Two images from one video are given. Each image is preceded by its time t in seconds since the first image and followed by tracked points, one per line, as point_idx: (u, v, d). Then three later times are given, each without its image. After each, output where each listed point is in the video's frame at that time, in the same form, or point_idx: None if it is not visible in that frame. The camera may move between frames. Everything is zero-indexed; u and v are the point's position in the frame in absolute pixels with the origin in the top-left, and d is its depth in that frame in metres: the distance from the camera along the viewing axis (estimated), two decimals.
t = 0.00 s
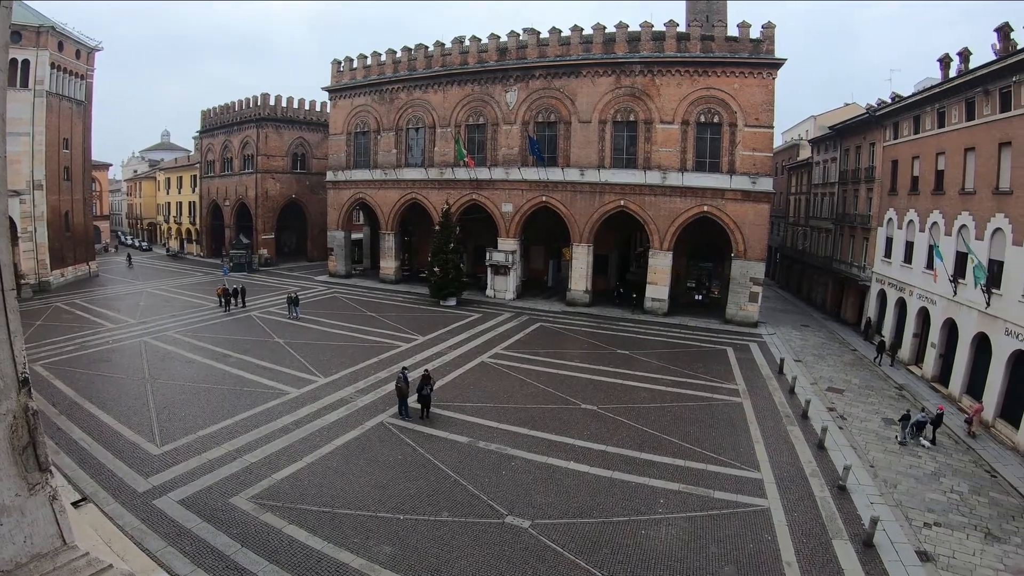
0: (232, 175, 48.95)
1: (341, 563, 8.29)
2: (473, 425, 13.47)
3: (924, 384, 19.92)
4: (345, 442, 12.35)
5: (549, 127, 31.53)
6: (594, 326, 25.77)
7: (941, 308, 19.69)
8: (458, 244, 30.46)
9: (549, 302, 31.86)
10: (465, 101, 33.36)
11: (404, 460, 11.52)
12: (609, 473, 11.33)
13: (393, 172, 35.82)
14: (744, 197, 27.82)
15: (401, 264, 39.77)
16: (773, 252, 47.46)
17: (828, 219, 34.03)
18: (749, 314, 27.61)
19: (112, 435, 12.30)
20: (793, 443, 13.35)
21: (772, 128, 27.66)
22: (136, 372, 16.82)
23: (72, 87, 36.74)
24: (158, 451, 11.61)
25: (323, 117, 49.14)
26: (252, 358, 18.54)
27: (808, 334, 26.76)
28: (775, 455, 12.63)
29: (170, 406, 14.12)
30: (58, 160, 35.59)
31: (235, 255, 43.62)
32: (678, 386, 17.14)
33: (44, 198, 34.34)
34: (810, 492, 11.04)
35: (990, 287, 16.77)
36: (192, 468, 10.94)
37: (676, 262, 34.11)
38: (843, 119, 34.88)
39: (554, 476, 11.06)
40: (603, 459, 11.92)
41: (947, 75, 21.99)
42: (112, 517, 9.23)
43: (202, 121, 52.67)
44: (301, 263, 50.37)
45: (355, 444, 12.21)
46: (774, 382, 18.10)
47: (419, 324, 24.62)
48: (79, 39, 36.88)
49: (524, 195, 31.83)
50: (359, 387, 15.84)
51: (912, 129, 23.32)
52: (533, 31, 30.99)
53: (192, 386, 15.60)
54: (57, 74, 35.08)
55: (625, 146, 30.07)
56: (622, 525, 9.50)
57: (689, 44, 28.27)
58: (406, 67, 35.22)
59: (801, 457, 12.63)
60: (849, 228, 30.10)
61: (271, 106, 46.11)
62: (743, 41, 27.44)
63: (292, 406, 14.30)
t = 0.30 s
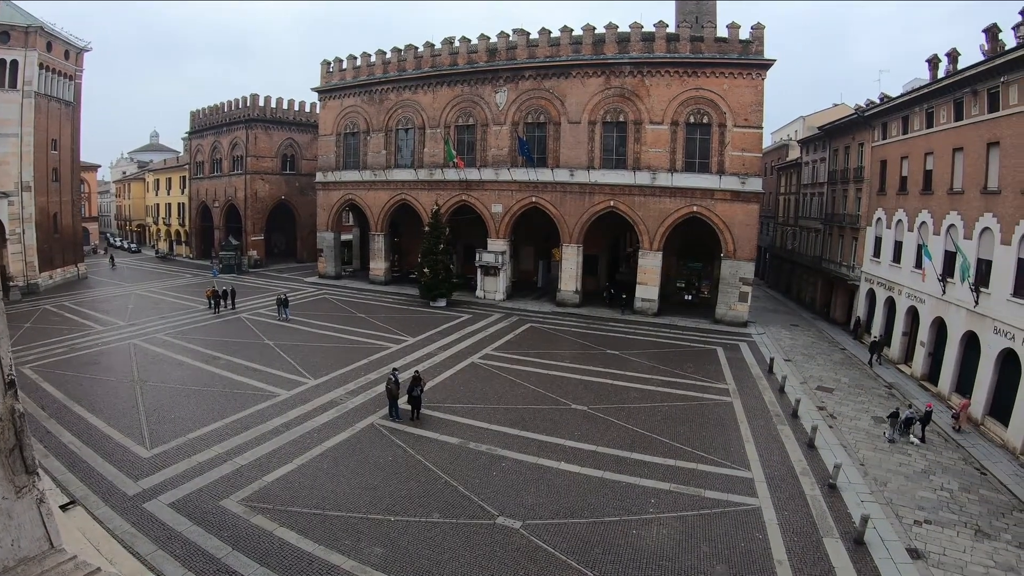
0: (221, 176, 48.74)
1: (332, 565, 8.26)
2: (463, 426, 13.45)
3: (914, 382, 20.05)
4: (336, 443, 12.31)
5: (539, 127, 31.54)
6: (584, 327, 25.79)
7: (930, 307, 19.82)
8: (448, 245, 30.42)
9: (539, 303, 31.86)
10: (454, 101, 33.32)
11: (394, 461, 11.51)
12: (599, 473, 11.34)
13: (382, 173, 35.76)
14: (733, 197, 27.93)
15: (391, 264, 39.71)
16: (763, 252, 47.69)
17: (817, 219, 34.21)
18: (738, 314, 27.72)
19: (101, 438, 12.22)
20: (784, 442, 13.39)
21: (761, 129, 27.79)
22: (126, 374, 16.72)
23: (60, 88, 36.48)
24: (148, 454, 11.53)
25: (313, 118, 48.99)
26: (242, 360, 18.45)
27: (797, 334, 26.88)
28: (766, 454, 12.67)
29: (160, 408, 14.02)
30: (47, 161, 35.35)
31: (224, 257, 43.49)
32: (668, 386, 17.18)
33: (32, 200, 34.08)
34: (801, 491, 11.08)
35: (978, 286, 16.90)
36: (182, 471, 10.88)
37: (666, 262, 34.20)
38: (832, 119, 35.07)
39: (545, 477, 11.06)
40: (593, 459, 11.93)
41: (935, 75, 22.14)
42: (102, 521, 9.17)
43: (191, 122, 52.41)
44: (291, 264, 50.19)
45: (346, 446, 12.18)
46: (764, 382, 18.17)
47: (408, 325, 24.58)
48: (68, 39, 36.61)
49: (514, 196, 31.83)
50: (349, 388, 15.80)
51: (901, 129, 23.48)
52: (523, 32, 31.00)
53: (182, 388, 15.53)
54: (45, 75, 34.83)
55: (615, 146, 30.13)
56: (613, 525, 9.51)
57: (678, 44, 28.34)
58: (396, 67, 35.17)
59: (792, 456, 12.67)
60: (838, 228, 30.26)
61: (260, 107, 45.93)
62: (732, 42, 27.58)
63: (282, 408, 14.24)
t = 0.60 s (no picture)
0: (211, 179, 48.54)
1: (322, 570, 8.23)
2: (453, 429, 13.44)
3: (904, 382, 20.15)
4: (327, 447, 12.28)
5: (529, 130, 31.55)
6: (574, 329, 25.81)
7: (920, 308, 19.95)
8: (438, 248, 30.37)
9: (529, 306, 31.86)
10: (444, 104, 33.30)
11: (386, 465, 11.48)
12: (590, 475, 11.34)
13: (372, 176, 35.72)
14: (723, 199, 28.05)
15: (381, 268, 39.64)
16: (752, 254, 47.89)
17: (806, 221, 34.37)
18: (729, 316, 27.83)
19: (91, 443, 12.15)
20: (774, 443, 13.45)
21: (750, 132, 27.92)
22: (115, 379, 16.62)
23: (50, 91, 36.26)
24: (138, 459, 11.45)
25: (302, 121, 48.84)
26: (232, 365, 18.38)
27: (787, 335, 26.99)
28: (756, 455, 12.70)
29: (149, 413, 13.94)
30: (36, 164, 35.11)
31: (214, 261, 43.31)
32: (659, 388, 17.21)
33: (21, 203, 33.86)
34: (792, 492, 11.13)
35: (967, 286, 17.03)
36: (173, 476, 10.82)
37: (656, 264, 34.28)
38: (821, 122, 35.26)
39: (536, 480, 11.06)
40: (584, 462, 11.94)
41: (923, 78, 22.30)
42: (93, 526, 9.12)
43: (181, 125, 52.18)
44: (281, 267, 50.01)
45: (336, 450, 12.14)
46: (754, 383, 18.23)
47: (398, 328, 24.53)
48: (57, 42, 36.40)
49: (504, 199, 31.81)
50: (339, 392, 15.75)
51: (890, 131, 23.65)
52: (513, 35, 31.02)
53: (172, 393, 15.46)
54: (34, 77, 34.61)
55: (604, 149, 30.20)
56: (605, 527, 9.51)
57: (668, 47, 28.43)
58: (385, 70, 35.14)
59: (783, 457, 12.72)
60: (827, 230, 30.43)
61: (250, 110, 45.79)
62: (721, 45, 27.73)
63: (272, 412, 14.18)
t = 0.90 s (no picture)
0: (200, 185, 48.38)
1: None
2: (444, 435, 13.42)
3: (895, 385, 20.24)
4: (318, 454, 12.23)
5: (519, 136, 31.59)
6: (564, 335, 25.83)
7: (909, 311, 20.06)
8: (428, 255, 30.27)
9: (520, 311, 31.86)
10: (434, 110, 33.32)
11: (377, 471, 11.45)
12: (581, 481, 11.34)
13: (362, 182, 35.68)
14: (713, 204, 28.14)
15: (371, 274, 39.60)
16: (743, 258, 48.13)
17: (796, 225, 34.56)
18: (719, 320, 27.95)
19: (80, 450, 12.06)
20: (766, 447, 13.49)
21: (740, 137, 28.07)
22: (105, 386, 16.52)
23: (40, 96, 36.10)
24: (128, 467, 11.36)
25: (293, 127, 48.80)
26: (222, 371, 18.30)
27: (778, 339, 27.09)
28: (748, 459, 12.74)
29: (139, 420, 13.84)
30: (25, 169, 34.91)
31: (204, 267, 43.11)
32: (650, 393, 17.24)
33: (10, 209, 33.62)
34: (784, 495, 11.16)
35: (957, 289, 17.14)
36: (163, 484, 10.75)
37: (646, 269, 34.38)
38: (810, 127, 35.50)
39: (527, 485, 11.05)
40: (576, 467, 11.94)
41: (911, 82, 22.48)
42: (83, 534, 9.05)
43: (171, 130, 51.99)
44: (271, 273, 49.84)
45: (327, 457, 12.10)
46: (745, 387, 18.28)
47: (389, 334, 24.49)
48: (47, 47, 36.27)
49: (494, 204, 31.82)
50: (330, 399, 15.70)
51: (878, 135, 23.82)
52: (503, 41, 31.09)
53: (163, 399, 15.38)
54: (24, 82, 34.45)
55: (595, 155, 30.27)
56: (598, 532, 9.51)
57: (657, 53, 28.56)
58: (376, 76, 35.17)
59: (774, 461, 12.76)
60: (817, 234, 30.61)
61: (240, 116, 45.71)
62: (711, 51, 27.89)
63: (263, 419, 14.11)
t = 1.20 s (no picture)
0: (190, 192, 48.21)
1: None
2: (435, 443, 13.39)
3: (885, 389, 20.34)
4: (308, 462, 12.18)
5: (509, 143, 31.65)
6: (555, 341, 25.85)
7: (899, 315, 20.19)
8: (419, 262, 30.10)
9: (510, 318, 31.86)
10: (424, 117, 33.36)
11: (369, 479, 11.40)
12: (573, 487, 11.33)
13: (352, 190, 35.62)
14: (703, 210, 28.25)
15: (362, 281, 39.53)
16: (733, 264, 48.40)
17: (785, 231, 34.77)
18: (710, 326, 28.07)
19: (69, 458, 11.96)
20: (757, 452, 13.52)
21: (729, 143, 28.22)
22: (95, 394, 16.40)
23: (29, 101, 35.91)
24: (118, 475, 11.27)
25: (283, 134, 48.76)
26: (212, 379, 18.19)
27: (768, 345, 27.20)
28: (739, 464, 12.76)
29: (129, 428, 13.75)
30: (14, 175, 34.68)
31: (193, 274, 42.88)
32: (641, 399, 17.27)
33: None
34: (775, 500, 11.18)
35: (946, 293, 17.26)
36: (153, 492, 10.66)
37: (636, 275, 34.51)
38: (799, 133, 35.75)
39: (519, 492, 11.04)
40: (568, 474, 11.93)
41: (899, 89, 22.68)
42: (72, 544, 8.97)
43: (161, 137, 51.83)
44: (261, 281, 49.65)
45: (318, 465, 12.05)
46: (735, 393, 18.33)
47: (379, 342, 24.44)
48: (37, 52, 36.12)
49: (484, 211, 31.82)
50: (320, 407, 15.64)
51: (867, 141, 24.00)
52: (493, 48, 31.16)
53: (152, 408, 15.28)
54: (14, 87, 34.28)
55: (585, 161, 30.36)
56: (590, 538, 9.51)
57: (647, 60, 28.71)
58: (366, 83, 35.19)
59: (765, 465, 12.80)
60: (806, 239, 30.80)
61: (230, 122, 45.62)
62: (700, 57, 28.07)
63: (253, 427, 14.04)
